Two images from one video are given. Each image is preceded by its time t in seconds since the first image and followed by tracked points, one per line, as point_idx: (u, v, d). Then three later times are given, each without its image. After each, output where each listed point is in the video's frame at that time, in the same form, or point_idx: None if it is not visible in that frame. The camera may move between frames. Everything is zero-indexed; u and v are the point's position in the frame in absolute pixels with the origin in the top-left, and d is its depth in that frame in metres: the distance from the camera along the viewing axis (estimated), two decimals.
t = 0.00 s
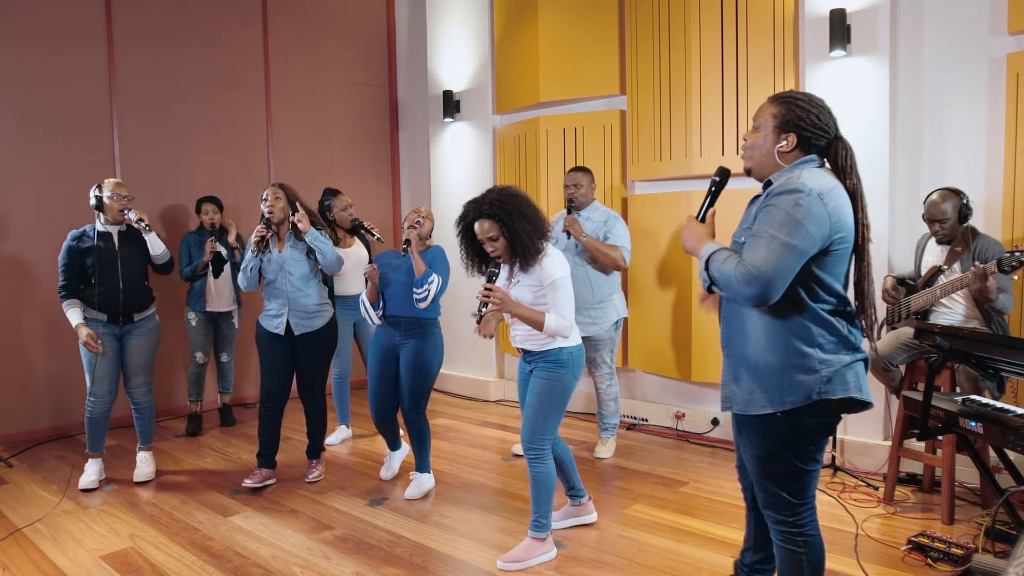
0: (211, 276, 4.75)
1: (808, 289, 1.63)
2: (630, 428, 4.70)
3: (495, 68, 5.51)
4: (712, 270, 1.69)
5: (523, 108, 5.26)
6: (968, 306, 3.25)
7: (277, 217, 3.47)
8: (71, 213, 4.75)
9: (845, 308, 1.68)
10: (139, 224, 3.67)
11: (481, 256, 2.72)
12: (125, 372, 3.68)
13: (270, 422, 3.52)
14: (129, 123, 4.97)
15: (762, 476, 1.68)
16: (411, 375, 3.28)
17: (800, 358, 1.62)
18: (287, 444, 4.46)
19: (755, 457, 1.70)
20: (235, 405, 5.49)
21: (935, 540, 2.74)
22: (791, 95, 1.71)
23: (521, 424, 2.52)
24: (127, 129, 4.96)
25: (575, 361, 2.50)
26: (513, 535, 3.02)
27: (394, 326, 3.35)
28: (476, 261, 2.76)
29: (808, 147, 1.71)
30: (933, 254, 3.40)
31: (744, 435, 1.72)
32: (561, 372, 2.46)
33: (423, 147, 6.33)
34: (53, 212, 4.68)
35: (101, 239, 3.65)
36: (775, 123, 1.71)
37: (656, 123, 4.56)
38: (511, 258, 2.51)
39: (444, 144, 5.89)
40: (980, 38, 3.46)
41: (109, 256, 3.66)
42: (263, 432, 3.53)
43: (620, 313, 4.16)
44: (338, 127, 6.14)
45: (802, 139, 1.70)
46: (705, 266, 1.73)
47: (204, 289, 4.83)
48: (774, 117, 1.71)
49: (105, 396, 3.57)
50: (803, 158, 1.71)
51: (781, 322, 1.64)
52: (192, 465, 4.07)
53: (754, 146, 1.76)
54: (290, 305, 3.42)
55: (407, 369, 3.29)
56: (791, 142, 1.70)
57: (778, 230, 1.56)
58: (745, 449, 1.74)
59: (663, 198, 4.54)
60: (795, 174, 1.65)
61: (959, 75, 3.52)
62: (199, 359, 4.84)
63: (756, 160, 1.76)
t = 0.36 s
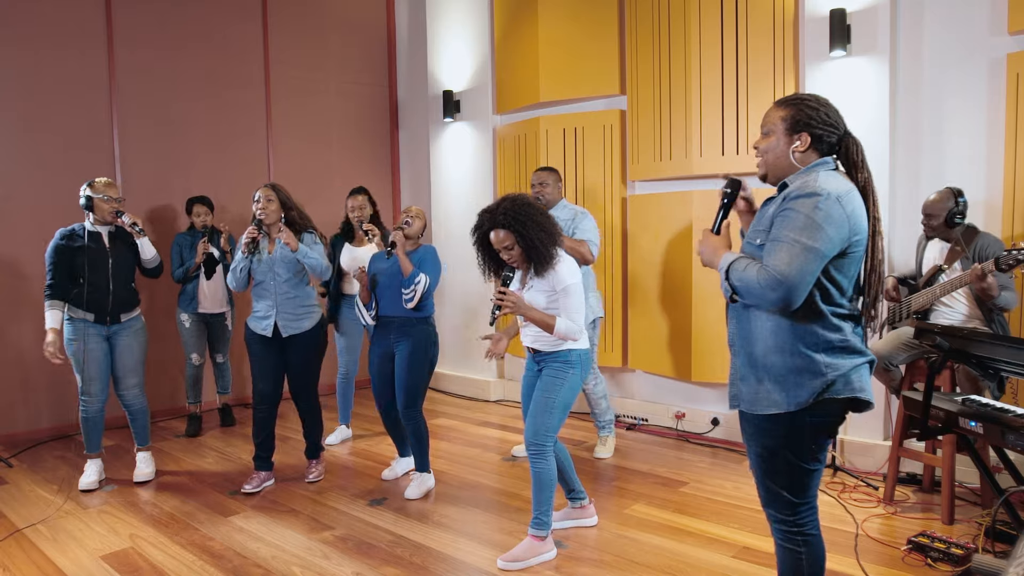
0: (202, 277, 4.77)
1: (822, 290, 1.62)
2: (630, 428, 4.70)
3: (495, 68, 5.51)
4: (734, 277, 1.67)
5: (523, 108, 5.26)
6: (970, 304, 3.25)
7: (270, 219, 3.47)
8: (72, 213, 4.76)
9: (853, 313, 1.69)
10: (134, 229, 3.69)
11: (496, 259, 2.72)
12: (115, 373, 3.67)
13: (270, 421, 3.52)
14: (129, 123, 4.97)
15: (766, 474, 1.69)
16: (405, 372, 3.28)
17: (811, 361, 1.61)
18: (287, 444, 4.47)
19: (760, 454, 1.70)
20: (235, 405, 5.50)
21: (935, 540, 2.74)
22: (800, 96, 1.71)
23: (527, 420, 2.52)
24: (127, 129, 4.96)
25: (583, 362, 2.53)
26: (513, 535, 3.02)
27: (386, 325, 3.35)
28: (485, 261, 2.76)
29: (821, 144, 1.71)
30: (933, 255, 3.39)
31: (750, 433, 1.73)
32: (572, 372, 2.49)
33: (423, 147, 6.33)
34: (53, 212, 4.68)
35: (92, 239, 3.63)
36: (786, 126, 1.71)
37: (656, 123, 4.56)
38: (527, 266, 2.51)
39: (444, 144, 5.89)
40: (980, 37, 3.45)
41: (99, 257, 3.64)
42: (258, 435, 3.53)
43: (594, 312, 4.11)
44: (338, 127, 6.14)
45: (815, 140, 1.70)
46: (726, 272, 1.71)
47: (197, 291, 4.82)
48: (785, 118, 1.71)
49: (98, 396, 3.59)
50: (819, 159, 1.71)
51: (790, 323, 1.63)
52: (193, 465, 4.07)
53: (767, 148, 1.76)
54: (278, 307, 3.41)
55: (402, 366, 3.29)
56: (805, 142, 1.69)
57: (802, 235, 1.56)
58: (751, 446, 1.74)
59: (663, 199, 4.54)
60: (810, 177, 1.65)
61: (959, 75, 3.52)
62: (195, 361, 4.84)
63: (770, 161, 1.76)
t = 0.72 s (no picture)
0: (190, 278, 4.76)
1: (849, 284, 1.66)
2: (630, 428, 4.70)
3: (495, 68, 5.51)
4: (776, 277, 1.63)
5: (523, 108, 5.26)
6: (971, 304, 3.25)
7: (255, 218, 3.47)
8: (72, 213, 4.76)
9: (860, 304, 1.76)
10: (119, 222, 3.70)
11: (491, 256, 2.73)
12: (105, 375, 3.66)
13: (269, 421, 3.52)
14: (129, 123, 4.97)
15: (778, 469, 1.71)
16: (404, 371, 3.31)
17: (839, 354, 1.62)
18: (287, 444, 4.46)
19: (774, 449, 1.71)
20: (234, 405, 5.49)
21: (935, 540, 2.74)
22: (818, 102, 1.75)
23: (527, 423, 2.52)
24: (127, 129, 4.96)
25: (580, 361, 2.53)
26: (513, 535, 3.02)
27: (382, 326, 3.35)
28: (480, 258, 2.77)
29: (833, 152, 1.75)
30: (933, 253, 3.39)
31: (762, 428, 1.73)
32: (569, 371, 2.49)
33: (423, 147, 6.33)
34: (53, 212, 4.68)
35: (77, 239, 3.63)
36: (804, 129, 1.74)
37: (657, 122, 4.55)
38: (524, 262, 2.50)
39: (444, 144, 5.89)
40: (980, 37, 3.45)
41: (84, 258, 3.64)
42: (251, 436, 3.53)
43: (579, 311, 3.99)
44: (338, 127, 6.14)
45: (829, 147, 1.74)
46: (763, 273, 1.66)
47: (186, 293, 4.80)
48: (804, 120, 1.74)
49: (89, 396, 3.58)
50: (830, 163, 1.75)
51: (816, 318, 1.63)
52: (192, 465, 4.07)
53: (783, 148, 1.75)
54: (259, 307, 3.40)
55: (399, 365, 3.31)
56: (821, 146, 1.73)
57: (847, 232, 1.58)
58: (762, 441, 1.74)
59: (662, 199, 4.54)
60: (833, 179, 1.70)
61: (959, 75, 3.52)
62: (188, 362, 4.85)
63: (786, 161, 1.76)
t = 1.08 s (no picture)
0: (186, 283, 4.73)
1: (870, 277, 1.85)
2: (630, 428, 4.70)
3: (495, 68, 5.51)
4: (820, 282, 1.75)
5: (523, 108, 5.26)
6: (970, 306, 3.25)
7: (257, 221, 3.47)
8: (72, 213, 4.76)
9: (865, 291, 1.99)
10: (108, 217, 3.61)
11: (473, 252, 2.68)
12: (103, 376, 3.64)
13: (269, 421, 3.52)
14: (129, 123, 4.97)
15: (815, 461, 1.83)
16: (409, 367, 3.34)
17: (867, 344, 1.85)
18: (287, 444, 4.47)
19: (817, 441, 1.83)
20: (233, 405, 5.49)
21: (935, 540, 2.73)
22: (801, 114, 1.92)
23: (513, 429, 2.51)
24: (127, 129, 4.96)
25: (569, 364, 2.50)
26: (512, 535, 3.02)
27: (384, 325, 3.36)
28: (460, 256, 2.73)
29: (822, 156, 1.93)
30: (933, 253, 3.39)
31: (802, 421, 1.84)
32: (556, 374, 2.47)
33: (423, 147, 6.33)
34: (53, 212, 4.68)
35: (70, 240, 3.62)
36: (797, 138, 1.90)
37: (656, 122, 4.55)
38: (507, 258, 2.51)
39: (444, 145, 5.89)
40: (980, 38, 3.45)
41: (75, 258, 3.61)
42: (251, 438, 3.53)
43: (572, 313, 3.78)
44: (338, 128, 6.14)
45: (818, 152, 1.92)
46: (804, 280, 1.77)
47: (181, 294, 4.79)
48: (796, 132, 1.90)
49: (86, 396, 3.59)
50: (823, 167, 1.93)
51: (848, 314, 1.83)
52: (192, 465, 4.07)
53: (787, 160, 1.90)
54: (267, 311, 3.41)
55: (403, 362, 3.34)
56: (814, 153, 1.91)
57: (875, 230, 1.74)
58: (799, 434, 1.86)
59: (662, 199, 4.54)
60: (841, 183, 1.87)
61: (959, 76, 3.52)
62: (185, 363, 4.86)
63: (789, 173, 1.91)
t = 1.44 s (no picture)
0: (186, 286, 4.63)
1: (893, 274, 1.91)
2: (630, 428, 4.70)
3: (495, 68, 5.51)
4: (869, 273, 1.75)
5: (523, 108, 5.26)
6: (969, 307, 3.26)
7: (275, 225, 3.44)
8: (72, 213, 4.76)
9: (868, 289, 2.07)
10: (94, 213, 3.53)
11: (467, 257, 2.71)
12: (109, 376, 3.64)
13: (269, 422, 3.52)
14: (130, 123, 4.97)
15: (865, 459, 1.82)
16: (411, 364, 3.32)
17: (892, 339, 1.91)
18: (287, 444, 4.47)
19: (866, 440, 1.82)
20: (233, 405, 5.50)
21: (935, 539, 2.73)
22: (821, 118, 1.91)
23: (508, 432, 2.51)
24: (127, 129, 4.96)
25: (564, 368, 2.50)
26: (513, 535, 3.02)
27: (388, 324, 3.37)
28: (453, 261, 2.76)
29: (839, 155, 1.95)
30: (933, 253, 3.39)
31: (851, 422, 1.82)
32: (551, 379, 2.47)
33: (423, 147, 6.33)
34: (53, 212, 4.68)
35: (78, 240, 3.62)
36: (824, 141, 1.88)
37: (657, 122, 4.56)
38: (501, 262, 2.51)
39: (444, 145, 5.89)
40: (980, 37, 3.46)
41: (80, 257, 3.59)
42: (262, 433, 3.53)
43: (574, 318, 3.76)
44: (338, 128, 6.14)
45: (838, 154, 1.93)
46: (851, 271, 1.76)
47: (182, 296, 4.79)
48: (825, 136, 1.88)
49: (93, 395, 3.60)
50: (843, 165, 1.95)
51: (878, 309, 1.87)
52: (192, 465, 4.06)
53: (820, 164, 1.88)
54: (290, 311, 3.43)
55: (406, 360, 3.33)
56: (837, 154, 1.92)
57: (911, 226, 1.80)
58: (844, 436, 1.83)
59: (662, 199, 4.54)
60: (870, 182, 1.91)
61: (959, 76, 3.52)
62: (185, 363, 4.87)
63: (820, 176, 1.90)
